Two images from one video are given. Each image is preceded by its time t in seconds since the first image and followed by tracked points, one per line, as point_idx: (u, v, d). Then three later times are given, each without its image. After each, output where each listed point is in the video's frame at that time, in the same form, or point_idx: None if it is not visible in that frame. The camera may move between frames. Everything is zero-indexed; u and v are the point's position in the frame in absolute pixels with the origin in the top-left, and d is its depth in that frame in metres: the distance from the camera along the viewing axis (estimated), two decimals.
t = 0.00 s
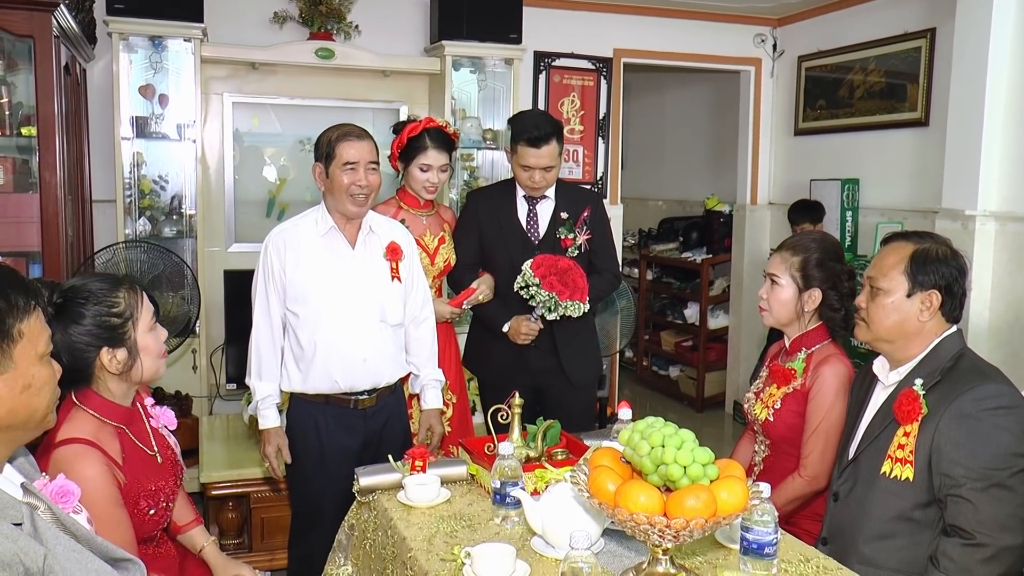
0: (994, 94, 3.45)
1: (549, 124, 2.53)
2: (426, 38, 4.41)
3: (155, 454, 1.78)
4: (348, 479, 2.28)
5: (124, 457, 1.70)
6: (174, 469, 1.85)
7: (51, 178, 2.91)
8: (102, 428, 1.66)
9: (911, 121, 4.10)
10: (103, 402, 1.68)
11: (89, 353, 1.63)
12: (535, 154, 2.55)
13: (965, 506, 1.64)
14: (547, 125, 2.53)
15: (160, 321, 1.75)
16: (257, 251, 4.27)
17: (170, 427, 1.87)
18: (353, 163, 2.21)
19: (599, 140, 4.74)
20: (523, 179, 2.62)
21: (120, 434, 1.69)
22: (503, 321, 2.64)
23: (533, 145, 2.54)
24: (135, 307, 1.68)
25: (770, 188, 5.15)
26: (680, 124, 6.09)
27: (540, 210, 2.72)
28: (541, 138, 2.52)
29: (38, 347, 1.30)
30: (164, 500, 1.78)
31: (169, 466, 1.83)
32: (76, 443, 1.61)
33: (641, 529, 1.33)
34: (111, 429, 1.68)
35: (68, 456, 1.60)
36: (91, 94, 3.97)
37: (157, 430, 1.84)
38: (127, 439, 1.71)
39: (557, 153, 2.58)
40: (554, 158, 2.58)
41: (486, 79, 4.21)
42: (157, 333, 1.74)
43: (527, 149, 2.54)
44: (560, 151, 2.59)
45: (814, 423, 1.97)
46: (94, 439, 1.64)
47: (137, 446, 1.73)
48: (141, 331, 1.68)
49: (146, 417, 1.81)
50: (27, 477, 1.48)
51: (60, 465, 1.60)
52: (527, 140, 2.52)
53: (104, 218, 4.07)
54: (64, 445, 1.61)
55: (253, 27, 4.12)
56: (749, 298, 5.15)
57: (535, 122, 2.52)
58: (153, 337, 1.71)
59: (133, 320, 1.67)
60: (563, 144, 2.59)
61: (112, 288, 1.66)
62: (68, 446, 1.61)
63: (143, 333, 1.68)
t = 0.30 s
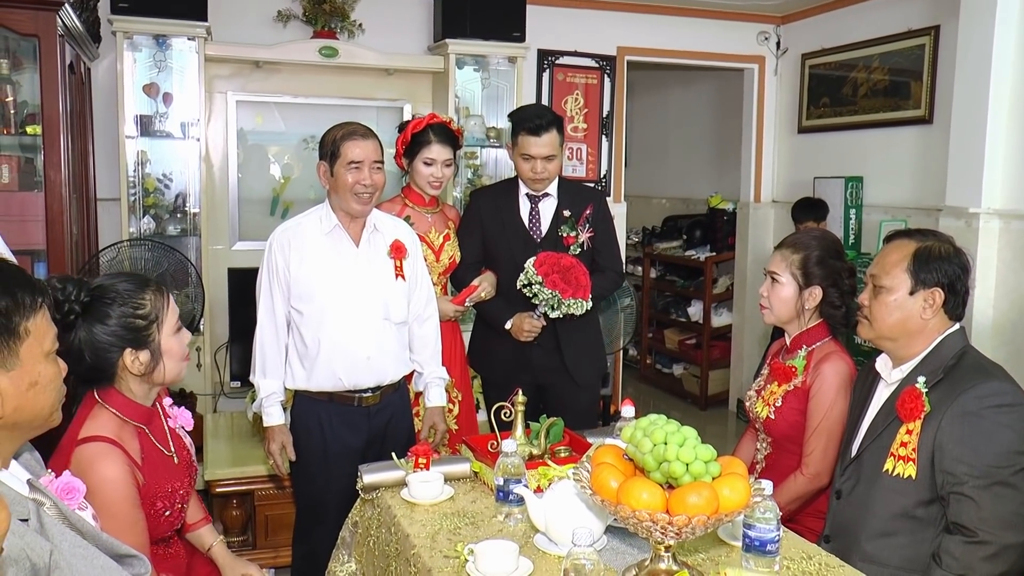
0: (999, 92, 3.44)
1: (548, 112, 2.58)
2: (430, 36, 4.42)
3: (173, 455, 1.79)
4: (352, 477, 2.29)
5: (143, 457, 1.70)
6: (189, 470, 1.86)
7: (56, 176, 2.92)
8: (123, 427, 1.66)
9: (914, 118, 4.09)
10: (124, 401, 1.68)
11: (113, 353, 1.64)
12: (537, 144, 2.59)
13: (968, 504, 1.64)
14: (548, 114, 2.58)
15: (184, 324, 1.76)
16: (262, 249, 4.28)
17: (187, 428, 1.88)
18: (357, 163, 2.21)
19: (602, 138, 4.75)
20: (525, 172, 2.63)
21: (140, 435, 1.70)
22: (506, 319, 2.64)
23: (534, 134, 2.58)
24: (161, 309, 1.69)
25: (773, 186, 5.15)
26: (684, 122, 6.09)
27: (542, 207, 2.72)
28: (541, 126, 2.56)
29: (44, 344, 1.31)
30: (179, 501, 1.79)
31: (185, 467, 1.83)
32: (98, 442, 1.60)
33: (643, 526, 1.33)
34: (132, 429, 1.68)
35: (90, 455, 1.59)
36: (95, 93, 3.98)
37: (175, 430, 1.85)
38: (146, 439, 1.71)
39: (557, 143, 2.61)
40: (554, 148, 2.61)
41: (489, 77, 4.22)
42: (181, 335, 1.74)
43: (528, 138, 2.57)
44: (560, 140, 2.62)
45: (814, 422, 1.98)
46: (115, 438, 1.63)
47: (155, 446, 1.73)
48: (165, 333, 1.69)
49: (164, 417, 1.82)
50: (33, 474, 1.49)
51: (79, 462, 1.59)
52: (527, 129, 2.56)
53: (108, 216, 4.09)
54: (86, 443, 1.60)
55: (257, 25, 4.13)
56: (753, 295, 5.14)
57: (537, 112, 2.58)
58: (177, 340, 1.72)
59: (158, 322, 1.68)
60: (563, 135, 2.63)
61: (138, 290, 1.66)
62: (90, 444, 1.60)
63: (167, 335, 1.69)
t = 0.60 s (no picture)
0: (1002, 91, 3.44)
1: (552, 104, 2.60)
2: (433, 35, 4.42)
3: (189, 456, 1.79)
4: (355, 475, 2.29)
5: (161, 456, 1.71)
6: (205, 472, 1.87)
7: (60, 175, 2.93)
8: (144, 425, 1.67)
9: (918, 118, 4.09)
10: (146, 398, 1.69)
11: (135, 350, 1.66)
12: (538, 133, 2.59)
13: (969, 502, 1.64)
14: (550, 106, 2.60)
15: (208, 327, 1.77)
16: (265, 248, 4.29)
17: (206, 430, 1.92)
18: (361, 162, 2.22)
19: (605, 137, 4.75)
20: (526, 163, 2.64)
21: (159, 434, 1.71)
22: (509, 316, 2.65)
23: (536, 124, 2.59)
24: (186, 309, 1.71)
25: (776, 184, 5.15)
26: (687, 121, 6.09)
27: (545, 204, 2.72)
28: (544, 117, 2.58)
29: (48, 343, 1.32)
30: (193, 502, 1.79)
31: (202, 470, 1.85)
32: (120, 438, 1.60)
33: (646, 524, 1.34)
34: (151, 428, 1.69)
35: (109, 451, 1.59)
36: (99, 92, 3.99)
37: (194, 431, 1.87)
38: (165, 438, 1.72)
39: (559, 134, 2.62)
40: (556, 139, 2.62)
41: (492, 76, 4.22)
42: (203, 337, 1.76)
43: (530, 128, 2.58)
44: (562, 133, 2.63)
45: (816, 420, 1.98)
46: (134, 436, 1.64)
47: (173, 446, 1.74)
48: (188, 335, 1.71)
49: (184, 417, 1.83)
50: (39, 470, 1.50)
51: (98, 457, 1.59)
52: (529, 119, 2.58)
53: (112, 215, 4.10)
54: (108, 438, 1.60)
55: (261, 24, 4.14)
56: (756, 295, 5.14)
57: (540, 104, 2.60)
58: (201, 342, 1.74)
59: (182, 323, 1.70)
60: (565, 127, 2.64)
61: (165, 289, 1.69)
62: (111, 439, 1.60)
63: (191, 336, 1.71)
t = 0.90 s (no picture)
0: (1007, 91, 3.44)
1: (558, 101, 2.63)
2: (437, 35, 4.43)
3: (208, 458, 1.80)
4: (360, 473, 2.30)
5: (181, 457, 1.71)
6: (222, 474, 1.87)
7: (66, 174, 2.94)
8: (166, 425, 1.68)
9: (922, 118, 4.09)
10: (169, 399, 1.70)
11: (161, 350, 1.67)
12: (543, 129, 2.61)
13: (972, 502, 1.64)
14: (557, 103, 2.63)
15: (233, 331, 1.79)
16: (270, 247, 4.30)
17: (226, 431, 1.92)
18: (366, 161, 2.23)
19: (610, 137, 4.75)
20: (530, 158, 2.66)
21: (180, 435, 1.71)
22: (514, 316, 2.65)
23: (541, 120, 2.61)
24: (213, 313, 1.73)
25: (781, 184, 5.15)
26: (691, 121, 6.09)
27: (551, 204, 2.73)
28: (549, 113, 2.60)
29: (55, 346, 1.33)
30: (210, 504, 1.79)
31: (218, 472, 1.85)
32: (143, 438, 1.61)
33: (650, 523, 1.34)
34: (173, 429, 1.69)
35: (132, 450, 1.60)
36: (104, 90, 4.01)
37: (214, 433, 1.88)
38: (186, 439, 1.73)
39: (564, 131, 2.63)
40: (561, 136, 2.63)
41: (497, 76, 4.23)
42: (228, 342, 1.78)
43: (534, 124, 2.60)
44: (568, 130, 2.64)
45: (819, 420, 1.98)
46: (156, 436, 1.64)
47: (193, 447, 1.75)
48: (214, 338, 1.72)
49: (205, 419, 1.84)
50: (47, 468, 1.51)
51: (120, 456, 1.60)
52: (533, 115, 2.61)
53: (117, 214, 4.11)
54: (131, 437, 1.61)
55: (266, 24, 4.15)
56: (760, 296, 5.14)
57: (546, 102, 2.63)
58: (226, 346, 1.76)
59: (209, 326, 1.71)
60: (571, 125, 2.65)
61: (195, 292, 1.71)
62: (134, 438, 1.61)
63: (217, 340, 1.73)
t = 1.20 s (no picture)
0: (1011, 93, 3.44)
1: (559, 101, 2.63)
2: (441, 36, 4.44)
3: (215, 453, 1.80)
4: (363, 474, 2.31)
5: (189, 450, 1.72)
6: (229, 471, 1.87)
7: (70, 175, 2.94)
8: (174, 419, 1.68)
9: (925, 119, 4.09)
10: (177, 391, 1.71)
11: (172, 336, 1.68)
12: (544, 129, 2.61)
13: (975, 503, 1.65)
14: (558, 103, 2.63)
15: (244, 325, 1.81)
16: (273, 248, 4.30)
17: (232, 428, 1.93)
18: (369, 161, 2.23)
19: (613, 138, 4.75)
20: (532, 157, 2.66)
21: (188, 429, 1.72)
22: (517, 317, 2.65)
23: (542, 119, 2.62)
24: (226, 305, 1.74)
25: (784, 185, 5.15)
26: (694, 122, 6.10)
27: (554, 204, 2.74)
28: (551, 113, 2.60)
29: (57, 349, 1.33)
30: (218, 499, 1.79)
31: (226, 468, 1.85)
32: (151, 429, 1.62)
33: (653, 524, 1.35)
34: (181, 422, 1.70)
35: (141, 441, 1.60)
36: (108, 91, 4.01)
37: (220, 429, 1.89)
38: (193, 433, 1.74)
39: (566, 131, 2.63)
40: (563, 135, 2.63)
41: (501, 77, 4.23)
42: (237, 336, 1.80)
43: (536, 124, 2.60)
44: (570, 130, 2.64)
45: (822, 421, 1.98)
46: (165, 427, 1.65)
47: (201, 441, 1.75)
48: (225, 331, 1.74)
49: (212, 416, 1.85)
50: (53, 468, 1.52)
51: (129, 448, 1.60)
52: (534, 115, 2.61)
53: (120, 215, 4.12)
54: (140, 428, 1.62)
55: (270, 25, 4.16)
56: (763, 297, 5.14)
57: (547, 102, 2.63)
58: (236, 341, 1.77)
59: (222, 317, 1.73)
60: (573, 124, 2.65)
61: (210, 283, 1.73)
62: (143, 429, 1.61)
63: (228, 333, 1.75)
